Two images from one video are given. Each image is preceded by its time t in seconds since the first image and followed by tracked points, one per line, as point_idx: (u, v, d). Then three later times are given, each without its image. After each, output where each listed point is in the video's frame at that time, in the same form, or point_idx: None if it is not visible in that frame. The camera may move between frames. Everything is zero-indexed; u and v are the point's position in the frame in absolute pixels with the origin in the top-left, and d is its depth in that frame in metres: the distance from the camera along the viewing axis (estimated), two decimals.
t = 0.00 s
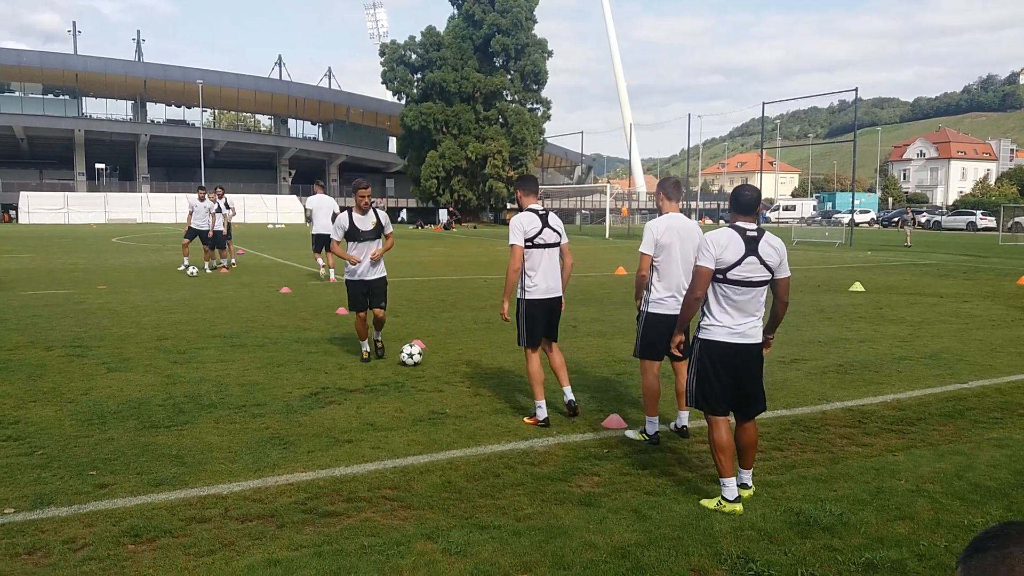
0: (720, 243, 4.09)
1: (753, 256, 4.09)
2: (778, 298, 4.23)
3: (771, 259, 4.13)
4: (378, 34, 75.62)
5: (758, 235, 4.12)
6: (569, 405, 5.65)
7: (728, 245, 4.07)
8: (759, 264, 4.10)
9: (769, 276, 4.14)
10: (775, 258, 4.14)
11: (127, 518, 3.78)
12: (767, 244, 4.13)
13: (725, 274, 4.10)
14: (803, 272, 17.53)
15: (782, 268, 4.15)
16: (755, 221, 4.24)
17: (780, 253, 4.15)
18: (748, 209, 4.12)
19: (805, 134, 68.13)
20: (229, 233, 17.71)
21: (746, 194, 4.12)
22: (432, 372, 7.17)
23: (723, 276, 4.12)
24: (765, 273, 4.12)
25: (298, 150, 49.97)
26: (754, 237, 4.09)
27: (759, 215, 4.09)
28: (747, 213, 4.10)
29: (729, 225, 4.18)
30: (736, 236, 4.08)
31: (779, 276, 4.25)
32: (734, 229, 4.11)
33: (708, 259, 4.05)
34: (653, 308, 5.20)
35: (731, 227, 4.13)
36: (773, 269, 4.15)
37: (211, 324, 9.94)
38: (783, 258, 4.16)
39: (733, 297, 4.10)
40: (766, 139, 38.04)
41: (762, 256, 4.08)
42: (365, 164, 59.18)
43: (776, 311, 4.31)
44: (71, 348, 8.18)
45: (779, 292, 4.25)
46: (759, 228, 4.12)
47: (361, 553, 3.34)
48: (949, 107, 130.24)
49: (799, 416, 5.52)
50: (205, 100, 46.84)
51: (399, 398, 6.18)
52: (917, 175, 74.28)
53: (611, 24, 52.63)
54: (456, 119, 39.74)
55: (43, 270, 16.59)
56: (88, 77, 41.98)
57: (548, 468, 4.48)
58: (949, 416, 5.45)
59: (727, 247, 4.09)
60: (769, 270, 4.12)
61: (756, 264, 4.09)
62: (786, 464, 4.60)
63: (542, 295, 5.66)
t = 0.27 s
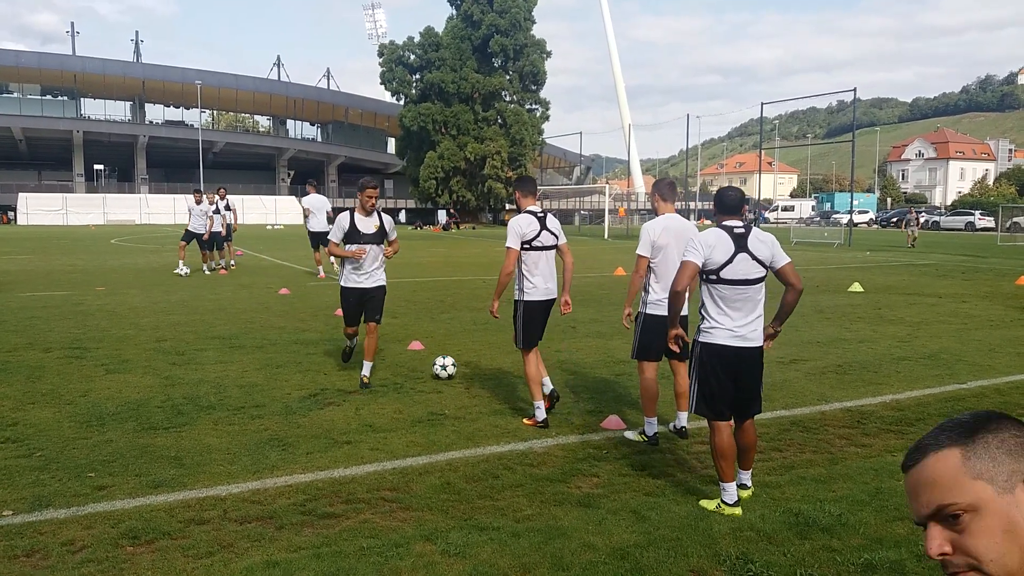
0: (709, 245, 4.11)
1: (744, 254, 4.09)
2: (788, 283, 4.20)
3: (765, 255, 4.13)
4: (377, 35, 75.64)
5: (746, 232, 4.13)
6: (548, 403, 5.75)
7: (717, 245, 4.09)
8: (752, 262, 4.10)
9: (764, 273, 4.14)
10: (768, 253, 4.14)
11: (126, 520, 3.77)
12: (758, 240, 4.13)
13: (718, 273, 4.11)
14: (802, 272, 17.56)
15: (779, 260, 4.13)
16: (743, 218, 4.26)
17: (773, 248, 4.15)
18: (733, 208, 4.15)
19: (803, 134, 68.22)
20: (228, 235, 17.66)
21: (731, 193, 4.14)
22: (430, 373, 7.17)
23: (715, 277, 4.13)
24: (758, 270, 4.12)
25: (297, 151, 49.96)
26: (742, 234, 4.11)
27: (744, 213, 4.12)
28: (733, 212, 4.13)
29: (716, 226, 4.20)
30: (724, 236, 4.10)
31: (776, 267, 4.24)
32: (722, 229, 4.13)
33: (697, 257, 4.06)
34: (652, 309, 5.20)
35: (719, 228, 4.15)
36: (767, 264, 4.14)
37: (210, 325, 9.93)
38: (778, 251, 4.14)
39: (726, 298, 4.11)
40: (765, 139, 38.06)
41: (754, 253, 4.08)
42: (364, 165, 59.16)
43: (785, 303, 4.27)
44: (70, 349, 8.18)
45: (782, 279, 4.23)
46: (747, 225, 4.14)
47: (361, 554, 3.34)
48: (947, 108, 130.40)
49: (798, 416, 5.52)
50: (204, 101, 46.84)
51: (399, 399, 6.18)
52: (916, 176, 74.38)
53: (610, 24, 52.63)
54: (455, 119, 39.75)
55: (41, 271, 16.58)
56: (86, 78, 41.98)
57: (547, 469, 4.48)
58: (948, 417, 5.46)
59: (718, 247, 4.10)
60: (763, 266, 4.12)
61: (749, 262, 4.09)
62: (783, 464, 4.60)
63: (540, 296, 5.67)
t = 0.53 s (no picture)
0: (707, 240, 4.16)
1: (741, 248, 4.16)
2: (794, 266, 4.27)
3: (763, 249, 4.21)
4: (376, 33, 75.58)
5: (741, 227, 4.22)
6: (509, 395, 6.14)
7: (714, 240, 4.15)
8: (750, 256, 4.17)
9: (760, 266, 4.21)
10: (765, 246, 4.22)
11: (124, 519, 3.77)
12: (754, 233, 4.22)
13: (716, 269, 4.15)
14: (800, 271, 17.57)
15: (779, 250, 4.21)
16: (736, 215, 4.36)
17: (770, 241, 4.23)
18: (726, 205, 4.25)
19: (802, 134, 68.27)
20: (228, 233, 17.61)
21: (723, 193, 4.26)
22: (429, 373, 7.17)
23: (714, 272, 4.17)
24: (757, 263, 4.18)
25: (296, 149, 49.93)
26: (737, 229, 4.20)
27: (738, 210, 4.25)
28: (725, 209, 4.24)
29: (711, 223, 4.29)
30: (722, 232, 4.18)
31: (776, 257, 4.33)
32: (717, 225, 4.21)
33: (698, 248, 4.10)
34: (652, 308, 5.21)
35: (714, 224, 4.24)
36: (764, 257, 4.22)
37: (208, 324, 9.92)
38: (775, 244, 4.23)
39: (727, 292, 4.13)
40: (763, 138, 38.03)
41: (752, 248, 4.16)
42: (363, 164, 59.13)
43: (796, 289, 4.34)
44: (68, 348, 8.17)
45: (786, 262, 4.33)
46: (741, 220, 4.24)
47: (359, 553, 3.33)
48: (946, 107, 130.37)
49: (796, 416, 5.53)
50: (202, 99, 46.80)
51: (398, 399, 6.16)
52: (915, 175, 74.38)
53: (609, 23, 52.53)
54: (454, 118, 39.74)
55: (40, 270, 16.57)
56: (85, 76, 41.93)
57: (545, 468, 4.48)
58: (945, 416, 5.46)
59: (714, 242, 4.17)
60: (759, 260, 4.19)
61: (748, 256, 4.16)
62: (781, 463, 4.60)
63: (543, 295, 5.71)
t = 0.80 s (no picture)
0: (726, 242, 4.17)
1: (755, 257, 4.19)
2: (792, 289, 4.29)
3: (771, 261, 4.26)
4: (378, 36, 75.75)
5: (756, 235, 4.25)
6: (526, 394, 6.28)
7: (732, 243, 4.17)
8: (761, 266, 4.20)
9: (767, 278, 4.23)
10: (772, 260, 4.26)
11: (126, 522, 3.77)
12: (766, 244, 4.27)
13: (730, 272, 4.15)
14: (803, 273, 17.56)
15: (784, 266, 4.27)
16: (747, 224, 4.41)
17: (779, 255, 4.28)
18: (741, 211, 4.29)
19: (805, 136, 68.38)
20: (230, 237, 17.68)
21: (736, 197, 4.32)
22: (432, 374, 7.19)
23: (725, 276, 4.16)
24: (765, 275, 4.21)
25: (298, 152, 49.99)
26: (754, 237, 4.24)
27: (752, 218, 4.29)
28: (740, 215, 4.28)
29: (727, 226, 4.30)
30: (740, 235, 4.19)
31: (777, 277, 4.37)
32: (735, 228, 4.23)
33: (714, 249, 4.12)
34: (658, 309, 5.23)
35: (732, 227, 4.26)
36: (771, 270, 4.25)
37: (212, 326, 9.95)
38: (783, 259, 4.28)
39: (732, 296, 4.13)
40: (766, 140, 38.03)
41: (764, 257, 4.20)
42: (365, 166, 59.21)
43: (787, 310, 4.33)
44: (72, 351, 8.19)
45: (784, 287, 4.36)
46: (756, 228, 4.28)
47: (361, 556, 3.34)
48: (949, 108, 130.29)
49: (798, 418, 5.52)
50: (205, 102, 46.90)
51: (400, 402, 6.15)
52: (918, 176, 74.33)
53: (611, 25, 52.59)
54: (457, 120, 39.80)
55: (44, 272, 16.63)
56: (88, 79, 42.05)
57: (548, 471, 4.48)
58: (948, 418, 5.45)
59: (732, 246, 4.18)
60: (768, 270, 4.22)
61: (757, 266, 4.18)
62: (785, 466, 4.59)
63: (548, 296, 5.77)
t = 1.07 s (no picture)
0: (736, 251, 4.13)
1: (763, 271, 4.16)
2: (796, 308, 4.25)
3: (779, 275, 4.22)
4: (381, 38, 75.86)
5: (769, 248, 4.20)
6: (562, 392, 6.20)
7: (742, 254, 4.12)
8: (767, 280, 4.17)
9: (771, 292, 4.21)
10: (780, 275, 4.21)
11: (129, 522, 3.78)
12: (778, 259, 4.22)
13: (734, 281, 4.13)
14: (806, 275, 17.54)
15: (791, 284, 4.22)
16: (761, 234, 4.35)
17: (790, 271, 4.23)
18: (755, 220, 4.24)
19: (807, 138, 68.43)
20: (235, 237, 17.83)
21: (752, 205, 4.26)
22: (434, 376, 7.19)
23: (730, 287, 4.14)
24: (770, 289, 4.18)
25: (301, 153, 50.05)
26: (766, 251, 4.18)
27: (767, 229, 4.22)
28: (754, 224, 4.23)
29: (740, 236, 4.25)
30: (751, 246, 4.15)
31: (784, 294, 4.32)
32: (748, 238, 4.18)
33: (723, 259, 4.08)
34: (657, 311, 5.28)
35: (746, 237, 4.20)
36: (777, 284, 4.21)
37: (214, 327, 9.95)
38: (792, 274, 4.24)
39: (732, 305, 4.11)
40: (768, 142, 38.01)
41: (772, 273, 4.16)
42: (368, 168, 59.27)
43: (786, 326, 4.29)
44: (75, 351, 8.20)
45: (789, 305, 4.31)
46: (770, 241, 4.20)
47: (364, 557, 3.34)
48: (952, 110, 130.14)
49: (801, 419, 5.51)
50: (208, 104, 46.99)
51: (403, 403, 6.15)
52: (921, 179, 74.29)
53: (614, 27, 52.62)
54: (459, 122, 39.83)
55: (47, 273, 16.66)
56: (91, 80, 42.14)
57: (550, 472, 4.48)
58: (953, 421, 5.44)
59: (743, 256, 4.13)
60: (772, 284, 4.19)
61: (763, 281, 4.16)
62: (787, 467, 4.59)
63: (536, 293, 6.09)
